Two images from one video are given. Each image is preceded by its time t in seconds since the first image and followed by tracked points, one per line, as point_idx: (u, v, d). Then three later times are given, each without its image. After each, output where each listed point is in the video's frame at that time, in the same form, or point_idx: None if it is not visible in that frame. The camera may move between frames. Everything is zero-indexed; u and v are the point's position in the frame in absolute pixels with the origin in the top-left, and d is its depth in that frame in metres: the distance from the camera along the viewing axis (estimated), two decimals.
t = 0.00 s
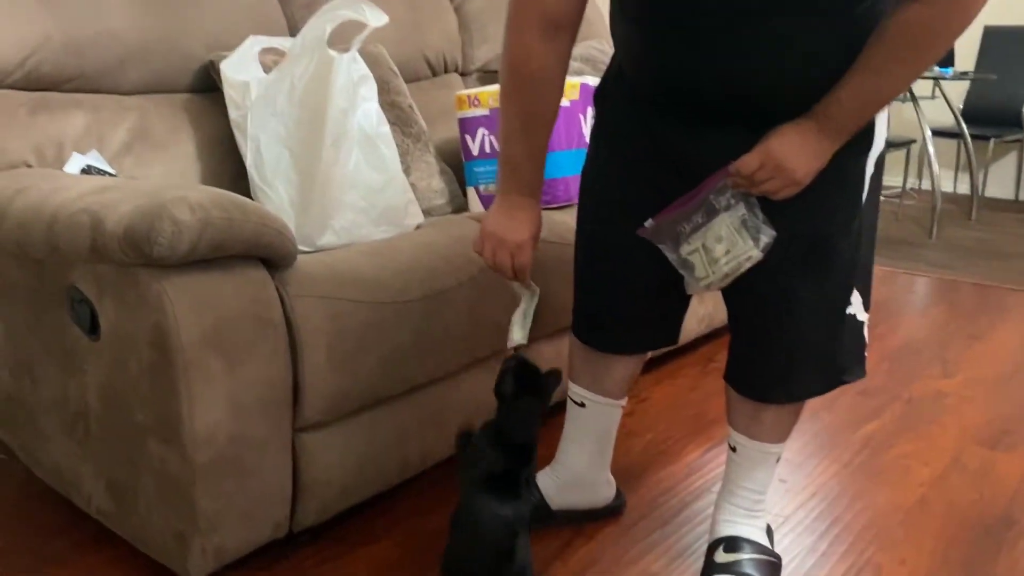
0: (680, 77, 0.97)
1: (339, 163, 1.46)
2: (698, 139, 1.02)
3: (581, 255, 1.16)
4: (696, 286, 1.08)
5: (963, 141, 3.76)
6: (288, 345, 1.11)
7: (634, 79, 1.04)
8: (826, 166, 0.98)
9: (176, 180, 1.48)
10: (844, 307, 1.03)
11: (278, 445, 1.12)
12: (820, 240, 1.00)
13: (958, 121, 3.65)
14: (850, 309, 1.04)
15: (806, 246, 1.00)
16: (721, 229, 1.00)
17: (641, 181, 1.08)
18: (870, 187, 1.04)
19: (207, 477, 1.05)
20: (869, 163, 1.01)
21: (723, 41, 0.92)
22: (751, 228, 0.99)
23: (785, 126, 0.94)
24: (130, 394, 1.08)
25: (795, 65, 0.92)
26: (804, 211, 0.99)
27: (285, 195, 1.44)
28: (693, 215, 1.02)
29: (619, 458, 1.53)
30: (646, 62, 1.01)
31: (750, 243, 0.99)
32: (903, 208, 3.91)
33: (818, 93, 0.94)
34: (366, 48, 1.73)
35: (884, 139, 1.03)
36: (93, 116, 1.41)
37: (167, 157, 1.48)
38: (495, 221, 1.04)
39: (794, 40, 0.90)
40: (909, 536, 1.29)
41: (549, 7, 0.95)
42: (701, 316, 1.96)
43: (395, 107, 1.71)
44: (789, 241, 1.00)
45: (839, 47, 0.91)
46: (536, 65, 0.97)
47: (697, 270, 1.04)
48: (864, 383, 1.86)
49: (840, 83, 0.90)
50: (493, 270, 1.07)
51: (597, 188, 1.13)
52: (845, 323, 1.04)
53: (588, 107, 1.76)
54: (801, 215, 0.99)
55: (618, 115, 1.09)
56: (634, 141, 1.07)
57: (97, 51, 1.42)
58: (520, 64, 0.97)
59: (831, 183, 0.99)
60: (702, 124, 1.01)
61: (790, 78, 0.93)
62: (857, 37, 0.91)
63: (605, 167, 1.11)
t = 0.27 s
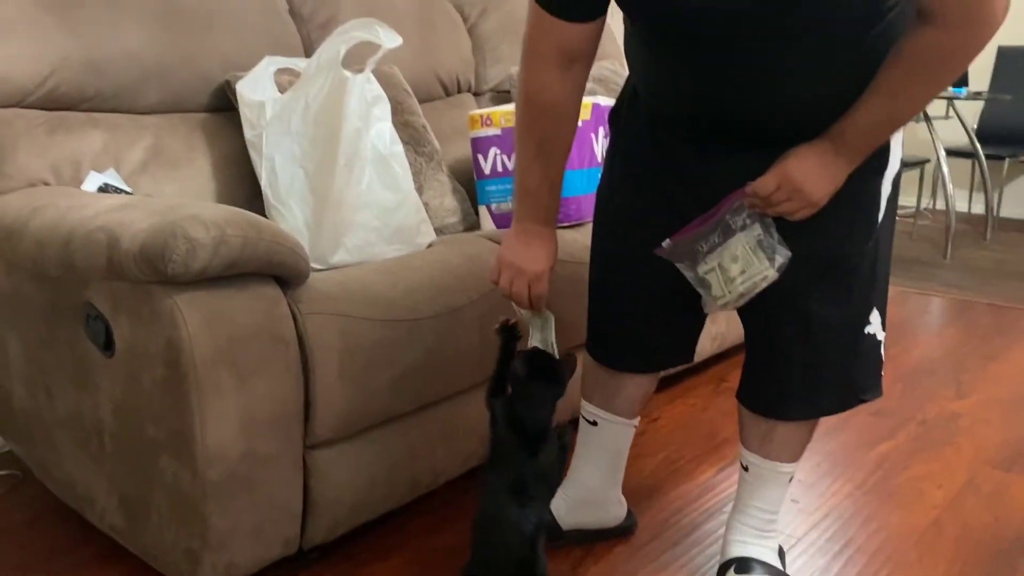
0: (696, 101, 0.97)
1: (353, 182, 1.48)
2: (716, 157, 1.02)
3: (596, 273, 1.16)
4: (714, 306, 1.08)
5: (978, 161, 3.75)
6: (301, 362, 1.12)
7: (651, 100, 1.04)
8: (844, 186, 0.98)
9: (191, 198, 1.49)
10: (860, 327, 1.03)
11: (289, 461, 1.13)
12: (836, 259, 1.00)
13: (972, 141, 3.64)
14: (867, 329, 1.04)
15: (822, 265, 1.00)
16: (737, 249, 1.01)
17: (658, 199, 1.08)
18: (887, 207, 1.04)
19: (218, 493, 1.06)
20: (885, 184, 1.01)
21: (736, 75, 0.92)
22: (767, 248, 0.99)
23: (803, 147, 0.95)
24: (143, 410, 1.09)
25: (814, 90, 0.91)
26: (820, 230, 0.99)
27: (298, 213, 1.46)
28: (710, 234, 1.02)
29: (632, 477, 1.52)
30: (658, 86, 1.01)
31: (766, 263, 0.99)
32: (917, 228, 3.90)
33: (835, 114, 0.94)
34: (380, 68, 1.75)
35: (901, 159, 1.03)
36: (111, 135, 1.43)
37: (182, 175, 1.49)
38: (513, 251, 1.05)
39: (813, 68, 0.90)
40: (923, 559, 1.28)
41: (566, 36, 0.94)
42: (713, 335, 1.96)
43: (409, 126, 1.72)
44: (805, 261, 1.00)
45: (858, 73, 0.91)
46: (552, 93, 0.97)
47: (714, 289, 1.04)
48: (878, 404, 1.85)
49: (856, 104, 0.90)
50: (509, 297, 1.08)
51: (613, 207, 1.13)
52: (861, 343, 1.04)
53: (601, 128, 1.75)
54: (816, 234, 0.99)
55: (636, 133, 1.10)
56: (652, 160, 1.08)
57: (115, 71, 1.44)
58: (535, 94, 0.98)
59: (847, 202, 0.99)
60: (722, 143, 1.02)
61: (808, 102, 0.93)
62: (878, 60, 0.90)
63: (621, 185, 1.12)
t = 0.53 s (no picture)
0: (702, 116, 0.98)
1: (362, 196, 1.48)
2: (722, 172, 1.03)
3: (604, 287, 1.16)
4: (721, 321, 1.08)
5: (987, 176, 3.74)
6: (308, 376, 1.12)
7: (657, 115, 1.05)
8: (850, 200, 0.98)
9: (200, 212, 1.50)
10: (868, 341, 1.02)
11: (297, 475, 1.13)
12: (843, 273, 0.99)
13: (981, 156, 3.63)
14: (875, 343, 1.03)
15: (829, 280, 1.00)
16: (744, 263, 1.01)
17: (664, 214, 1.08)
18: (894, 221, 1.04)
19: (226, 507, 1.06)
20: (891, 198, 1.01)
21: (742, 92, 0.92)
22: (773, 262, 0.99)
23: (809, 163, 0.95)
24: (151, 423, 1.09)
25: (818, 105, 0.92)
26: (827, 245, 0.99)
27: (307, 227, 1.46)
28: (716, 249, 1.03)
29: (640, 492, 1.52)
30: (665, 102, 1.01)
31: (773, 277, 0.99)
32: (927, 243, 3.89)
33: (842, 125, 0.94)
34: (389, 83, 1.76)
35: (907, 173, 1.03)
36: (122, 149, 1.44)
37: (192, 189, 1.50)
38: (517, 268, 1.05)
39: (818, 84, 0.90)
40: None
41: (571, 58, 0.93)
42: (721, 350, 1.96)
43: (417, 140, 1.73)
44: (812, 275, 1.00)
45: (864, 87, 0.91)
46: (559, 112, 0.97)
47: (720, 304, 1.04)
48: (887, 419, 1.84)
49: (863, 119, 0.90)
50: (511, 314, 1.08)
51: (619, 221, 1.13)
52: (870, 358, 1.03)
53: (608, 142, 1.76)
54: (824, 248, 0.99)
55: (643, 148, 1.10)
56: (659, 175, 1.08)
57: (126, 85, 1.45)
58: (540, 113, 0.97)
59: (854, 216, 0.99)
60: (729, 158, 1.02)
61: (813, 117, 0.93)
62: (883, 73, 0.91)
63: (628, 200, 1.12)
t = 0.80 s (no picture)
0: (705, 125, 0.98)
1: (365, 205, 1.48)
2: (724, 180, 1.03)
3: (607, 295, 1.16)
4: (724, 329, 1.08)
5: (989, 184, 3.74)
6: (311, 384, 1.12)
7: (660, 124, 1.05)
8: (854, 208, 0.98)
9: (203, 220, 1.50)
10: (872, 350, 1.02)
11: (299, 484, 1.13)
12: (847, 282, 0.99)
13: (984, 165, 3.63)
14: (878, 352, 1.03)
15: (833, 289, 0.99)
16: (747, 272, 1.01)
17: (666, 221, 1.08)
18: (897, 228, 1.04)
19: (228, 515, 1.05)
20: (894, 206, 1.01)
21: (744, 100, 0.92)
22: (776, 270, 0.99)
23: (812, 172, 0.95)
24: (154, 431, 1.09)
25: (820, 114, 0.92)
26: (829, 253, 0.99)
27: (310, 235, 1.46)
28: (720, 258, 1.03)
29: (643, 501, 1.51)
30: (668, 110, 1.01)
31: (775, 286, 0.99)
32: (930, 251, 3.88)
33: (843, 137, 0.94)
34: (392, 91, 1.77)
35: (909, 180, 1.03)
36: (125, 158, 1.44)
37: (195, 197, 1.51)
38: (518, 283, 1.05)
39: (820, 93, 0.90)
40: None
41: (574, 73, 0.93)
42: (724, 358, 1.95)
43: (419, 149, 1.73)
44: (816, 284, 0.99)
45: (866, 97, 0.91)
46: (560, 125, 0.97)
47: (724, 313, 1.04)
48: (891, 428, 1.84)
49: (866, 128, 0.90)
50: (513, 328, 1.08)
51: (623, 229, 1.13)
52: (873, 366, 1.03)
53: (611, 151, 1.76)
54: (827, 256, 0.99)
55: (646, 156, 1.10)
56: (661, 183, 1.08)
57: (130, 94, 1.45)
58: (542, 126, 0.98)
59: (857, 224, 0.98)
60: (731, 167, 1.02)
61: (815, 127, 0.93)
62: (883, 85, 0.91)
63: (631, 208, 1.12)
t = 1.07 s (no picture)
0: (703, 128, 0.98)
1: (364, 209, 1.48)
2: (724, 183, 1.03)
3: (607, 299, 1.16)
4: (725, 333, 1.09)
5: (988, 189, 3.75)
6: (310, 388, 1.12)
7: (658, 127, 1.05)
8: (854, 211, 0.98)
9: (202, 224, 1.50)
10: (873, 353, 1.02)
11: (298, 488, 1.12)
12: (848, 285, 0.99)
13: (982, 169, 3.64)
14: (879, 355, 1.03)
15: (834, 292, 0.99)
16: (748, 276, 1.02)
17: (665, 225, 1.08)
18: (897, 232, 1.04)
19: (226, 519, 1.05)
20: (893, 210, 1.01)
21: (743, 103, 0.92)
22: (777, 275, 1.00)
23: (811, 175, 0.95)
24: (153, 435, 1.09)
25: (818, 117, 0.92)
26: (829, 256, 0.99)
27: (309, 239, 1.47)
28: (721, 262, 1.04)
29: (642, 505, 1.51)
30: (667, 113, 1.02)
31: (776, 291, 1.00)
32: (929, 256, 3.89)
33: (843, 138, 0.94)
34: (391, 96, 1.77)
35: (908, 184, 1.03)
36: (125, 162, 1.45)
37: (195, 202, 1.51)
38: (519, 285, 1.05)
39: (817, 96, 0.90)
40: None
41: (576, 71, 0.94)
42: (723, 362, 1.95)
43: (419, 153, 1.73)
44: (817, 287, 0.99)
45: (863, 100, 0.91)
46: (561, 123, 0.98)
47: (724, 316, 1.05)
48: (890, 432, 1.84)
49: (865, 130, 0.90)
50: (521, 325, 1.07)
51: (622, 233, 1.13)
52: (875, 370, 1.03)
53: (611, 155, 1.77)
54: (827, 259, 0.99)
55: (644, 160, 1.10)
56: (660, 186, 1.08)
57: (129, 98, 1.45)
58: (544, 127, 0.98)
59: (857, 227, 0.99)
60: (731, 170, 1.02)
61: (813, 129, 0.93)
62: (881, 87, 0.91)
63: (631, 212, 1.12)
